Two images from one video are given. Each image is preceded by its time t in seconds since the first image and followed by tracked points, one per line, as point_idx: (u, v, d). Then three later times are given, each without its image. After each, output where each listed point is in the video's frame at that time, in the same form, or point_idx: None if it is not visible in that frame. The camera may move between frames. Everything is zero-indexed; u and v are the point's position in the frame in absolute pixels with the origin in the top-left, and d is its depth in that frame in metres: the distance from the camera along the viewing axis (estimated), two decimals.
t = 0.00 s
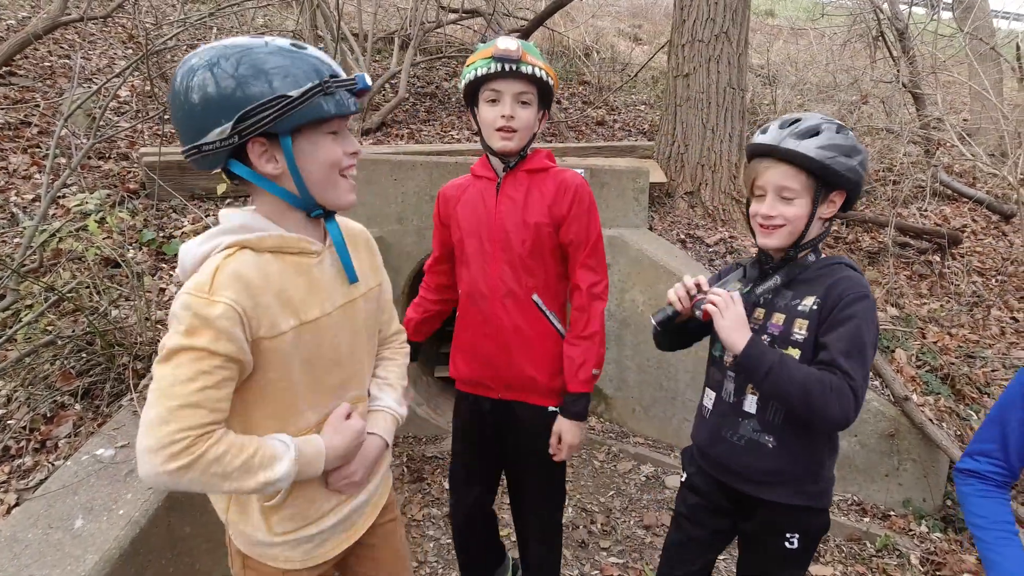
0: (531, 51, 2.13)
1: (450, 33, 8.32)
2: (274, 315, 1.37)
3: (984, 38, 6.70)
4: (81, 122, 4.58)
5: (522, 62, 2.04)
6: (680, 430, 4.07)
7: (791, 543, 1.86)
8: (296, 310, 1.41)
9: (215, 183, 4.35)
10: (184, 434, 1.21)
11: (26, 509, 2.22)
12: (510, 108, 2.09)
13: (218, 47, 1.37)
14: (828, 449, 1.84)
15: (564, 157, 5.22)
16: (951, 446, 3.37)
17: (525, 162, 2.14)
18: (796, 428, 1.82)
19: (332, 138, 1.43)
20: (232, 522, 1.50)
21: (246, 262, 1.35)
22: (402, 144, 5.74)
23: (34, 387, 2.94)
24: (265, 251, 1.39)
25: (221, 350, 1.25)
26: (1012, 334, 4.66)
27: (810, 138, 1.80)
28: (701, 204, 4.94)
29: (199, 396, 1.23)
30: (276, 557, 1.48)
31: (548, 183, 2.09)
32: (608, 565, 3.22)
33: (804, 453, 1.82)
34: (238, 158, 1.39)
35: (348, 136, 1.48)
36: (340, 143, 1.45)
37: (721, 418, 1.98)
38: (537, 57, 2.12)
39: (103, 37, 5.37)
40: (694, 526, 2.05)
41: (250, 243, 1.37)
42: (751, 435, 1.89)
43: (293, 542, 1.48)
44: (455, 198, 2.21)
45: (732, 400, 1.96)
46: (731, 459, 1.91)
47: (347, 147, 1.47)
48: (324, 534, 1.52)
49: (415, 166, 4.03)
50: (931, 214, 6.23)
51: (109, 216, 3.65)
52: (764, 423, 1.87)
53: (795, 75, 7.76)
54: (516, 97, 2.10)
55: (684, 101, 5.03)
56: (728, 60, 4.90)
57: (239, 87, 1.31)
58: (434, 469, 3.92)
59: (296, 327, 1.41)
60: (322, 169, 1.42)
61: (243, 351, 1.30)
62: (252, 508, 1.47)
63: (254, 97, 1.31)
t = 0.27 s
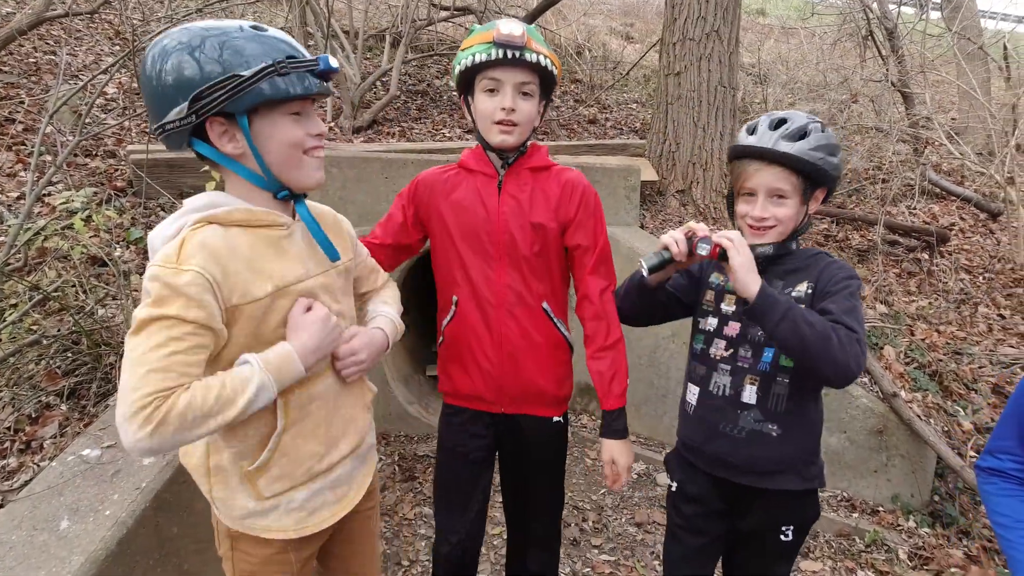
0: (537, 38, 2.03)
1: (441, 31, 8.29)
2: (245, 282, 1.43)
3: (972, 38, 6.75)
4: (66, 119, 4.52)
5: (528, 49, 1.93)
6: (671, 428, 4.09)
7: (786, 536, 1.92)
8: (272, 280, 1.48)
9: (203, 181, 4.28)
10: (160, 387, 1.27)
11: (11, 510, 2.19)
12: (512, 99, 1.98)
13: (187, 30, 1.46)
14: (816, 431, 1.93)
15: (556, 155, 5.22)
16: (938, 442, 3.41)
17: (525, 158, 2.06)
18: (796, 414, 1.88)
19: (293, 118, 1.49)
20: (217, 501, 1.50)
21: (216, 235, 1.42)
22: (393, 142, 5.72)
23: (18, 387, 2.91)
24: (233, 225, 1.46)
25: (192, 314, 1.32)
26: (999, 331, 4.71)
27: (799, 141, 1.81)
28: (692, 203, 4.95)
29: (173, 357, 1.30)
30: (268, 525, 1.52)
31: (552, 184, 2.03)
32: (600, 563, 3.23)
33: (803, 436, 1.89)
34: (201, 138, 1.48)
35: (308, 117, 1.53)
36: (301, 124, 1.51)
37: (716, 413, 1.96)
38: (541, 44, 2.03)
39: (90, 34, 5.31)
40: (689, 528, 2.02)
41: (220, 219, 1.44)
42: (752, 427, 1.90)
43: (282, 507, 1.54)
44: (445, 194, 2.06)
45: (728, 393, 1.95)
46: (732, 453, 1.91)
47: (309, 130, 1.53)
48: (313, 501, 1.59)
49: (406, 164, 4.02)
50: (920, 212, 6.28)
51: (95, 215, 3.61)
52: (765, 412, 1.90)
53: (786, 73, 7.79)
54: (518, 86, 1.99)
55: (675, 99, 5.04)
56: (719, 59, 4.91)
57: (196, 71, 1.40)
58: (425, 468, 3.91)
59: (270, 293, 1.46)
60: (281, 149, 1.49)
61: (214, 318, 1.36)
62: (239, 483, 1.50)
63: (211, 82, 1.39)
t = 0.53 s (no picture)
0: (495, 30, 1.91)
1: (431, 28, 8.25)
2: (244, 264, 1.45)
3: (957, 38, 6.82)
4: (48, 115, 4.45)
5: (484, 43, 1.82)
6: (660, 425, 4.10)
7: (765, 532, 1.94)
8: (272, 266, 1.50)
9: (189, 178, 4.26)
10: (154, 360, 1.31)
11: None
12: (468, 96, 1.88)
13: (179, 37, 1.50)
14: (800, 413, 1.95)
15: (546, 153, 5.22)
16: (923, 437, 3.45)
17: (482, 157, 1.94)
18: (774, 395, 1.90)
19: (286, 108, 1.48)
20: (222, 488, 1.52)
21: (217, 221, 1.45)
22: (381, 139, 5.69)
23: None
24: (235, 213, 1.49)
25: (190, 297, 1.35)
26: (982, 328, 4.77)
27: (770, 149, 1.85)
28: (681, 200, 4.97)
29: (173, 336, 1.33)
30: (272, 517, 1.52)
31: (506, 184, 1.89)
32: (588, 560, 3.24)
33: (782, 419, 1.90)
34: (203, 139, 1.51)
35: (300, 103, 1.52)
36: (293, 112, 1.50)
37: (695, 398, 2.00)
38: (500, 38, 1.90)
39: (72, 29, 5.23)
40: (674, 524, 2.04)
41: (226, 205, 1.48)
42: (730, 408, 1.93)
43: (285, 500, 1.53)
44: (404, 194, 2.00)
45: (704, 376, 1.99)
46: (712, 436, 1.93)
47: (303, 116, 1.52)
48: (317, 494, 1.58)
49: (394, 161, 3.99)
50: (906, 210, 6.34)
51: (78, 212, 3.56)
52: (742, 393, 1.92)
53: (775, 72, 7.83)
54: (476, 83, 1.89)
55: (664, 97, 5.05)
56: (708, 57, 4.92)
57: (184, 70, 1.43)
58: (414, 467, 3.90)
59: (270, 276, 1.48)
60: (277, 139, 1.48)
61: (211, 295, 1.39)
62: (245, 473, 1.50)
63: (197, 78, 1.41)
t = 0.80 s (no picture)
0: (510, 29, 1.89)
1: (425, 27, 8.23)
2: (244, 254, 1.45)
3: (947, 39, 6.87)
4: (38, 114, 4.41)
5: (495, 42, 1.82)
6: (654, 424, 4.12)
7: (757, 532, 1.95)
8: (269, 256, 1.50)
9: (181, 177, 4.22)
10: (176, 348, 1.31)
11: None
12: (483, 97, 1.86)
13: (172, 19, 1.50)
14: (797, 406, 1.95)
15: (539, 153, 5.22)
16: (913, 435, 3.47)
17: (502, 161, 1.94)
18: (769, 386, 1.91)
19: (264, 96, 1.47)
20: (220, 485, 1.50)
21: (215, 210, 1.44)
22: (375, 139, 5.67)
23: None
24: (232, 201, 1.48)
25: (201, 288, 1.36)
26: (972, 326, 4.81)
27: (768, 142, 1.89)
28: (674, 200, 4.98)
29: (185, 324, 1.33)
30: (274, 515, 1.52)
31: (524, 188, 1.88)
32: (583, 559, 3.25)
33: (776, 411, 1.91)
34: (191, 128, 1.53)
35: (279, 84, 1.49)
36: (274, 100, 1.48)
37: (691, 393, 2.00)
38: (513, 37, 1.87)
39: (62, 27, 5.18)
40: (666, 522, 2.05)
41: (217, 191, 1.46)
42: (726, 401, 1.94)
43: (286, 499, 1.53)
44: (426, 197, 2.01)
45: (698, 369, 2.00)
46: (708, 429, 1.94)
47: (285, 104, 1.50)
48: (315, 495, 1.59)
49: (388, 161, 3.98)
50: (897, 210, 6.38)
51: (68, 212, 3.53)
52: (737, 384, 1.94)
53: (768, 72, 7.86)
54: (490, 84, 1.88)
55: (657, 97, 5.06)
56: (701, 57, 4.94)
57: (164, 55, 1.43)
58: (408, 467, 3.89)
59: (263, 268, 1.48)
60: (256, 128, 1.47)
61: (222, 282, 1.40)
62: (243, 471, 1.48)
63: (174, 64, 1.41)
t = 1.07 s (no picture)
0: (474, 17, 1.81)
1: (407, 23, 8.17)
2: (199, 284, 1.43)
3: (926, 30, 6.95)
4: (12, 115, 4.31)
5: (444, 38, 1.79)
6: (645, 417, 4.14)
7: (756, 515, 1.99)
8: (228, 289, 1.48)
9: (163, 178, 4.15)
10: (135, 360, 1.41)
11: None
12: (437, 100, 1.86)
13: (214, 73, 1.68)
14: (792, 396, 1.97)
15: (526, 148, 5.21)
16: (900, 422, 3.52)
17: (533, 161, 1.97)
18: (767, 376, 1.93)
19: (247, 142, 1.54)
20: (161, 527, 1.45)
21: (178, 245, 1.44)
22: (360, 137, 5.62)
23: None
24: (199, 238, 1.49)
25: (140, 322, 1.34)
26: (955, 313, 4.88)
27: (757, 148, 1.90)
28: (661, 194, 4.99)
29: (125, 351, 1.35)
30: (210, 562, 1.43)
31: (527, 204, 1.81)
32: (578, 553, 3.26)
33: (773, 401, 1.93)
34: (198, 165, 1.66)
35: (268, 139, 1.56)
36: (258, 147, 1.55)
37: (689, 383, 2.01)
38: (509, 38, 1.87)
39: (36, 26, 5.07)
40: (663, 514, 2.05)
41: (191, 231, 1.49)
42: (724, 391, 1.95)
43: (221, 544, 1.44)
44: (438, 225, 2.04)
45: (697, 360, 2.01)
46: (707, 419, 1.96)
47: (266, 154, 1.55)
48: (257, 544, 1.48)
49: (374, 158, 3.95)
50: (880, 199, 6.45)
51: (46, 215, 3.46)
52: (734, 374, 1.95)
53: (751, 65, 7.90)
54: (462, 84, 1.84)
55: (643, 91, 5.06)
56: (685, 50, 4.95)
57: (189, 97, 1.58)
58: (401, 465, 3.87)
59: (225, 298, 1.46)
60: (232, 169, 1.52)
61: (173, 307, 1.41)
62: (182, 513, 1.42)
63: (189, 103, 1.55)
